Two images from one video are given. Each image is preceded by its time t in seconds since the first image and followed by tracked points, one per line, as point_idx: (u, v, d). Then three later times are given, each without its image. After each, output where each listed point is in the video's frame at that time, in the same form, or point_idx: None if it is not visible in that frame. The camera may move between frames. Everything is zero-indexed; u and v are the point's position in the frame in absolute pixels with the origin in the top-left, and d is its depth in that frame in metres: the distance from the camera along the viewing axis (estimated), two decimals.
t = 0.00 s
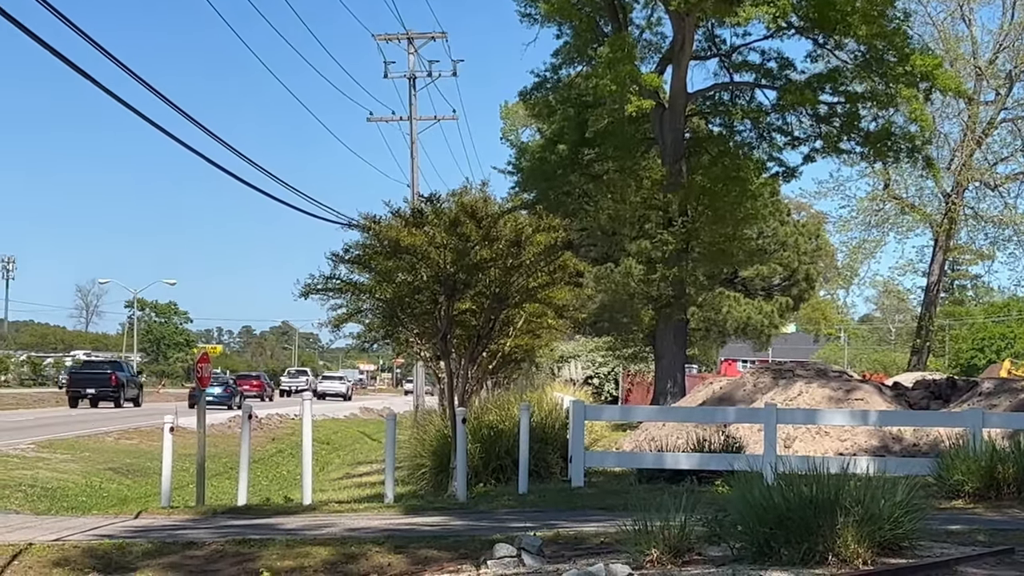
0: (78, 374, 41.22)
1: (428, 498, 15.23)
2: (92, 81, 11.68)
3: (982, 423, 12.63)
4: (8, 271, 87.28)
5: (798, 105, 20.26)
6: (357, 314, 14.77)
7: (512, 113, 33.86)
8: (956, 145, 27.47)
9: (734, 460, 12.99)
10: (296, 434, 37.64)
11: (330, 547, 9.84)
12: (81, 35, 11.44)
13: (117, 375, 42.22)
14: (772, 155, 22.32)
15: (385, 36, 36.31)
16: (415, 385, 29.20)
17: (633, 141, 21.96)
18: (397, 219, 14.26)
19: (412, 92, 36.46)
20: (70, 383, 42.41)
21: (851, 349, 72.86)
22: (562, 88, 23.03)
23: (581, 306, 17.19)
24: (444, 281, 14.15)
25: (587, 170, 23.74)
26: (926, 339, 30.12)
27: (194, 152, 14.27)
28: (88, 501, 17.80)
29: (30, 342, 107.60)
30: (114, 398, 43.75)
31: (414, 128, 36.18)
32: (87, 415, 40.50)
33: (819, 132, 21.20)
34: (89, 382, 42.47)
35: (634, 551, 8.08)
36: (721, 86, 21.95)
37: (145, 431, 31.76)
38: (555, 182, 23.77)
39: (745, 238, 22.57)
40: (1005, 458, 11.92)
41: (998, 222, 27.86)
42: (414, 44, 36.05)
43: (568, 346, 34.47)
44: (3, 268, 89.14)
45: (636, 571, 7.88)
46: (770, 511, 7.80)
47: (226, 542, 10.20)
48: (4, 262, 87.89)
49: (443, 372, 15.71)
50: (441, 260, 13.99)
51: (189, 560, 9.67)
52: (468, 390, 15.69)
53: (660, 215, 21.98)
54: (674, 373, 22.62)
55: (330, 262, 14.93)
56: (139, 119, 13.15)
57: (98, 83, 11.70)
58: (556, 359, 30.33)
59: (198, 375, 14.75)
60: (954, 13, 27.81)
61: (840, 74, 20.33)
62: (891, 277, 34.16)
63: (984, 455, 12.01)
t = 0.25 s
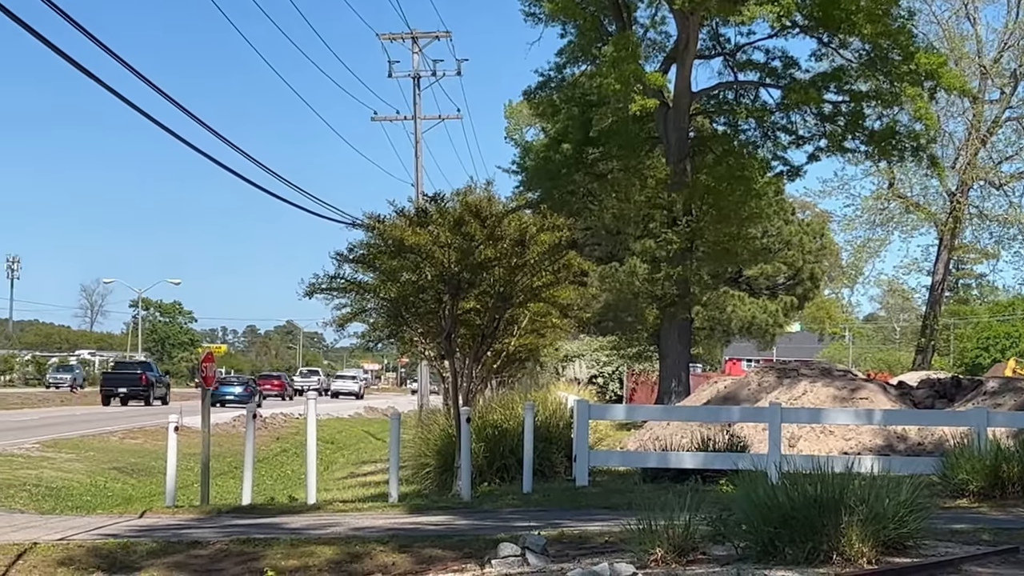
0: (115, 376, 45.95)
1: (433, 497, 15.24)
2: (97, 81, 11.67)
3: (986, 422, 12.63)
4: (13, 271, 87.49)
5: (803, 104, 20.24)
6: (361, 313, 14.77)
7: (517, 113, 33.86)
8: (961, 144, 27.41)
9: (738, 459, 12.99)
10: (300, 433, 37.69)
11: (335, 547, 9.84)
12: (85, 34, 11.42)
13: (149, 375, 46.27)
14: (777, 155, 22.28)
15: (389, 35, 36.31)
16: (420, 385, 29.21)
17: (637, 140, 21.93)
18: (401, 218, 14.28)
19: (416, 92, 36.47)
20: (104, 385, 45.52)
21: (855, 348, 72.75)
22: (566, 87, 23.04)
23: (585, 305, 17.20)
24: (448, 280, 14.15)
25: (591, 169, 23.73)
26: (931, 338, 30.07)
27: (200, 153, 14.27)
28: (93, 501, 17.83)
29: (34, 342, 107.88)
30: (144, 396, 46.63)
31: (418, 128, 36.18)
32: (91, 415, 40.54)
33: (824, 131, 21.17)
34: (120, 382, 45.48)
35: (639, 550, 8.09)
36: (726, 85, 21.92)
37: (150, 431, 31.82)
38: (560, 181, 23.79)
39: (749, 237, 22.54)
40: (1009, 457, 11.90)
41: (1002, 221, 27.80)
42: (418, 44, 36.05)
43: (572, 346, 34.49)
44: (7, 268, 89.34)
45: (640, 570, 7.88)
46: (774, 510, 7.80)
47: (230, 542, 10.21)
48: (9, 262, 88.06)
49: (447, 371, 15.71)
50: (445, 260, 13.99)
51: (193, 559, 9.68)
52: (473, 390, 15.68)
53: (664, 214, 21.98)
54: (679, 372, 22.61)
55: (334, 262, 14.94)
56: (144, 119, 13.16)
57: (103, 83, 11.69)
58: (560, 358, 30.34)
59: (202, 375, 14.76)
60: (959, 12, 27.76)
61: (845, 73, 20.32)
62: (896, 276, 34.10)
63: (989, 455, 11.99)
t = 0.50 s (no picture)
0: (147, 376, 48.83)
1: (442, 497, 15.25)
2: (109, 84, 11.70)
3: (997, 421, 12.61)
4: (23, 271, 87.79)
5: (811, 103, 20.23)
6: (370, 313, 14.79)
7: (525, 112, 33.88)
8: (971, 143, 27.32)
9: (747, 458, 12.99)
10: (309, 433, 37.78)
11: (344, 546, 9.87)
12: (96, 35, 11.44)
13: (179, 375, 49.38)
14: (786, 154, 22.26)
15: (398, 35, 36.36)
16: (428, 384, 29.23)
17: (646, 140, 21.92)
18: (409, 218, 14.30)
19: (424, 91, 36.51)
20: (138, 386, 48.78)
21: (864, 347, 72.60)
22: (575, 87, 23.04)
23: (594, 305, 17.20)
24: (457, 280, 14.16)
25: (600, 168, 23.72)
26: (940, 337, 29.99)
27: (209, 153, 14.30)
28: (103, 501, 17.88)
29: (44, 342, 108.34)
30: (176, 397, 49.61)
31: (426, 127, 36.20)
32: (101, 414, 40.65)
33: (832, 130, 21.14)
34: (153, 382, 48.56)
35: (647, 550, 8.10)
36: (734, 84, 21.90)
37: (159, 431, 31.93)
38: (568, 180, 23.81)
39: (758, 237, 22.51)
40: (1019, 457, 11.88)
41: (1012, 220, 27.71)
42: (427, 43, 36.08)
43: (581, 345, 34.50)
44: (17, 268, 89.68)
45: (649, 569, 7.89)
46: (783, 510, 7.80)
47: (240, 542, 10.25)
48: (18, 262, 88.32)
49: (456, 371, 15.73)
50: (454, 259, 14.00)
51: (203, 559, 9.72)
52: (481, 389, 15.70)
53: (673, 213, 21.97)
54: (687, 371, 22.60)
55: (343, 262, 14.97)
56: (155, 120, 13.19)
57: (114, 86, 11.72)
58: (569, 358, 30.35)
59: (212, 375, 14.81)
60: (968, 11, 27.69)
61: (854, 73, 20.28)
62: (905, 275, 34.01)
63: (999, 454, 11.97)
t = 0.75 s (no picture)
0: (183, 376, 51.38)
1: (455, 497, 15.28)
2: (123, 86, 11.75)
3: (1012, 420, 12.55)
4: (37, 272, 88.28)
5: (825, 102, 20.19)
6: (383, 313, 14.83)
7: (538, 112, 33.90)
8: (985, 142, 27.20)
9: (760, 458, 12.98)
10: (323, 433, 37.87)
11: (357, 546, 9.91)
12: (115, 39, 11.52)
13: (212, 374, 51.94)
14: (799, 153, 22.20)
15: (411, 35, 36.43)
16: (442, 384, 29.23)
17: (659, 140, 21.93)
18: (422, 218, 14.33)
19: (438, 91, 36.58)
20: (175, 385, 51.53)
21: (878, 347, 72.37)
22: (587, 87, 23.05)
23: (607, 305, 17.20)
24: (470, 280, 14.17)
25: (613, 168, 23.71)
26: (954, 337, 29.86)
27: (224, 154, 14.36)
28: (117, 501, 17.98)
29: (58, 342, 109.00)
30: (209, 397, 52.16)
31: (439, 127, 36.26)
32: (115, 414, 40.84)
33: (846, 129, 21.08)
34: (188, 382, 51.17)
35: (661, 550, 8.10)
36: (747, 84, 21.88)
37: (173, 431, 32.08)
38: (581, 180, 23.83)
39: (772, 237, 22.45)
40: None
41: None
42: (439, 44, 36.15)
43: (594, 345, 34.51)
44: (31, 269, 90.11)
45: (663, 569, 7.89)
46: (797, 509, 7.80)
47: (253, 542, 10.30)
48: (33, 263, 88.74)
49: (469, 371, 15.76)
50: (467, 260, 14.02)
51: (217, 559, 9.77)
52: (495, 389, 15.72)
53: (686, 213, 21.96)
54: (700, 371, 22.59)
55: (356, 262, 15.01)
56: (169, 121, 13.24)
57: (130, 89, 11.78)
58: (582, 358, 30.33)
59: (226, 375, 14.87)
60: (981, 10, 27.57)
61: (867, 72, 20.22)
62: (919, 274, 33.88)
63: (1013, 454, 11.91)
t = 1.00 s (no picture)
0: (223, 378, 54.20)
1: (474, 498, 15.31)
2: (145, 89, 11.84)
3: None
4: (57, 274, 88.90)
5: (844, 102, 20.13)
6: (402, 314, 14.89)
7: (556, 112, 33.91)
8: (1005, 141, 27.03)
9: (780, 459, 12.96)
10: (342, 434, 38.02)
11: (377, 547, 9.95)
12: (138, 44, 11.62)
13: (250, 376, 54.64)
14: (818, 153, 22.14)
15: (429, 37, 36.54)
16: (460, 385, 29.28)
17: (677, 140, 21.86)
18: (441, 219, 14.37)
19: (456, 93, 36.66)
20: (212, 387, 54.44)
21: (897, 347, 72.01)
22: (606, 87, 23.06)
23: (627, 305, 17.19)
24: (489, 281, 14.21)
25: (631, 169, 23.71)
26: (975, 338, 29.68)
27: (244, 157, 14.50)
28: (138, 502, 18.12)
29: (79, 344, 109.75)
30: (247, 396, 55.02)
31: (457, 128, 36.33)
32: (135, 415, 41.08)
33: (865, 129, 21.01)
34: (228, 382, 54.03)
35: (681, 551, 8.11)
36: (766, 84, 21.85)
37: (193, 432, 32.27)
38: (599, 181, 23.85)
39: (792, 237, 22.38)
40: None
41: None
42: (457, 45, 36.23)
43: (612, 346, 34.50)
44: (52, 271, 90.71)
45: (682, 570, 7.90)
46: (817, 510, 7.80)
47: (273, 543, 10.36)
48: (53, 265, 89.34)
49: (489, 372, 15.79)
50: (486, 261, 14.06)
51: (237, 559, 9.84)
52: (514, 390, 15.74)
53: (705, 213, 21.90)
54: (718, 372, 22.55)
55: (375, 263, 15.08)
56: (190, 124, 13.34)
57: (154, 94, 11.89)
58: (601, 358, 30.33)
59: (246, 376, 14.97)
60: (1001, 8, 27.42)
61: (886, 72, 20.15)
62: (938, 275, 33.70)
63: None
